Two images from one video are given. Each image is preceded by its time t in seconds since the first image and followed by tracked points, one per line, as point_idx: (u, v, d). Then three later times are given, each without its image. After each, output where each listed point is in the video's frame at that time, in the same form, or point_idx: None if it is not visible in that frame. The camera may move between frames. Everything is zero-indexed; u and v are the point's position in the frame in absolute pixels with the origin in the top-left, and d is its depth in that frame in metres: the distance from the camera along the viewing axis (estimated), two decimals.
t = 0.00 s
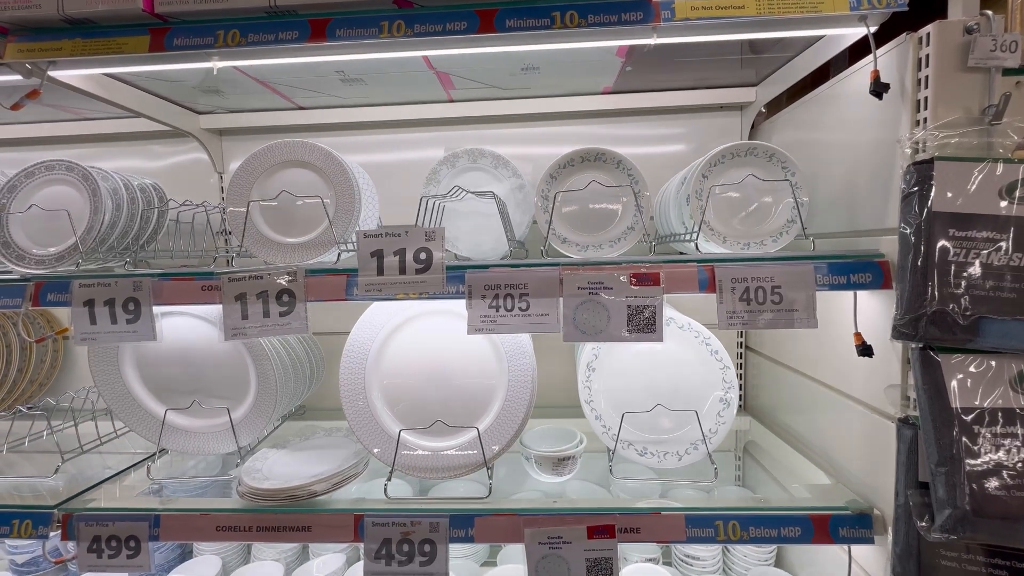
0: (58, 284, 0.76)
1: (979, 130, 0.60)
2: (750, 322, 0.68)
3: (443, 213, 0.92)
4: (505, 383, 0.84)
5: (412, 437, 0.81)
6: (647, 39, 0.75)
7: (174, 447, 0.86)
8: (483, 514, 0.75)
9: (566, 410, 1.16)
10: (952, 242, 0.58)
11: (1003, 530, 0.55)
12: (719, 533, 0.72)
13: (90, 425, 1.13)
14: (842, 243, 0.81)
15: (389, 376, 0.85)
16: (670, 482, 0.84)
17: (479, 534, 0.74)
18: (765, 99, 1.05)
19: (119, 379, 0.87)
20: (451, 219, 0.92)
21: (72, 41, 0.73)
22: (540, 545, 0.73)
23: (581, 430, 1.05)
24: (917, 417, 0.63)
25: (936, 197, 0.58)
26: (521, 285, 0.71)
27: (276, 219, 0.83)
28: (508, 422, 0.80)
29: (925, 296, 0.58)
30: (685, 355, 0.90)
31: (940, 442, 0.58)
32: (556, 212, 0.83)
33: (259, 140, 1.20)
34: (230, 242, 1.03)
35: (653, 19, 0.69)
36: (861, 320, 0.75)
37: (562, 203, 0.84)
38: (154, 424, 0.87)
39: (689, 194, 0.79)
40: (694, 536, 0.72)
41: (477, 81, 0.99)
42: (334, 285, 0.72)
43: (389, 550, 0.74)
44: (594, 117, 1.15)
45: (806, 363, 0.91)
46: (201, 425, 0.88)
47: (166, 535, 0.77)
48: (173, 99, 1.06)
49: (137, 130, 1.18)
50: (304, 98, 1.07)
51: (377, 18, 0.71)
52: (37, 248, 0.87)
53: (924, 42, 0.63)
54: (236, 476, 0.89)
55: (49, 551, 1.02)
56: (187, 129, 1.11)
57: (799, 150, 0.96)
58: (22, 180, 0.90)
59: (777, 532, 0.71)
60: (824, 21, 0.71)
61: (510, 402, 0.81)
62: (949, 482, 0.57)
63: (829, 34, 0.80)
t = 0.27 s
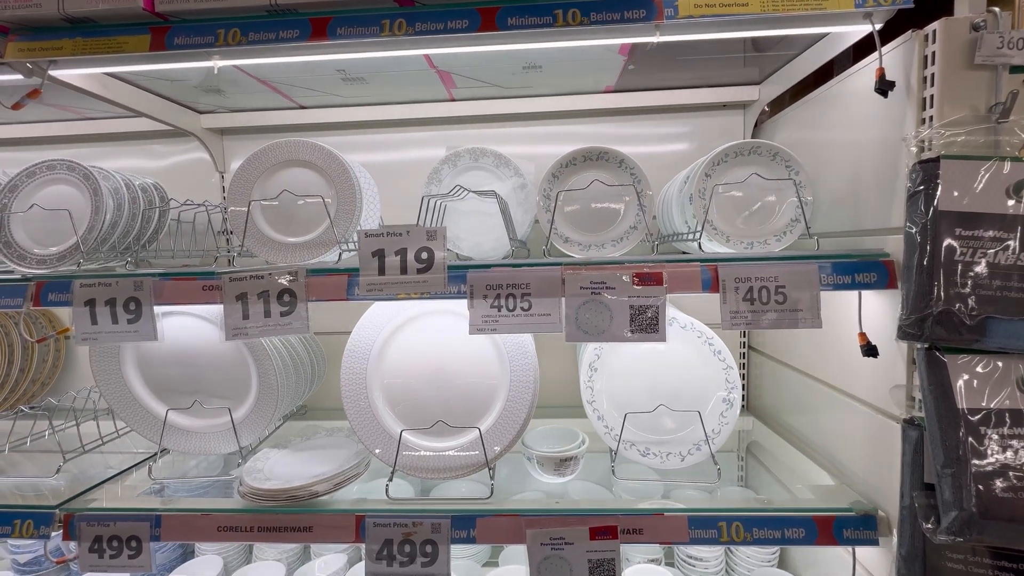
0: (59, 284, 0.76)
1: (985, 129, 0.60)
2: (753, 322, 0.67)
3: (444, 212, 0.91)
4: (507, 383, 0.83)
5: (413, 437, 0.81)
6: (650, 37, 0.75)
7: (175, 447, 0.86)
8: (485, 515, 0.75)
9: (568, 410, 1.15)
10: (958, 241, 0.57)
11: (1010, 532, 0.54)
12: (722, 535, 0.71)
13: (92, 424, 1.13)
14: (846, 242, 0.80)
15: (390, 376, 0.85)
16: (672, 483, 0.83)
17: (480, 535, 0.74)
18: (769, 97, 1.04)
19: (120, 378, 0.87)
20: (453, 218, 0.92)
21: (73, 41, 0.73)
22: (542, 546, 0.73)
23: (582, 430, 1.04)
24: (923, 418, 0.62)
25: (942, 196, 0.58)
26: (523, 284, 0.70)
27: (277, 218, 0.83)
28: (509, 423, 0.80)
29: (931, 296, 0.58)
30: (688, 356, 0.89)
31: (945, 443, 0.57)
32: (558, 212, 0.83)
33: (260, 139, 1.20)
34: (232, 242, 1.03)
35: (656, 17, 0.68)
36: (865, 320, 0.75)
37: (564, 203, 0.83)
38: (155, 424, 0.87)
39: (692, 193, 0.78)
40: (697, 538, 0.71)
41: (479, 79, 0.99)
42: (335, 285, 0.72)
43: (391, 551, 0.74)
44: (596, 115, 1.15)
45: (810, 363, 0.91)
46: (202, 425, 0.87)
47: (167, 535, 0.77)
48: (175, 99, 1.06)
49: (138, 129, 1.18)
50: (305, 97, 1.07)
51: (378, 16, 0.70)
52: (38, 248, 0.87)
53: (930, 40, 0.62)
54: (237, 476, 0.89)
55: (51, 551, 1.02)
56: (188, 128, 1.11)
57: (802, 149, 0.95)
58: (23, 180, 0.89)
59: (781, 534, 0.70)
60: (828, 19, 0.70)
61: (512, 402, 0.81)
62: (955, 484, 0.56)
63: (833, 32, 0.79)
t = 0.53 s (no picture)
0: (60, 284, 0.75)
1: (993, 128, 0.59)
2: (758, 324, 0.67)
3: (446, 212, 0.91)
4: (509, 383, 0.83)
5: (415, 438, 0.81)
6: (654, 36, 0.74)
7: (176, 448, 0.86)
8: (487, 516, 0.74)
9: (570, 410, 1.15)
10: (965, 242, 0.57)
11: (1018, 536, 0.54)
12: (726, 537, 0.71)
13: (93, 424, 1.13)
14: (851, 242, 0.80)
15: (392, 377, 0.84)
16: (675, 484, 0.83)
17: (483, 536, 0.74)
18: (773, 97, 1.04)
19: (121, 379, 0.86)
20: (455, 218, 0.92)
21: (73, 39, 0.72)
22: (544, 547, 0.72)
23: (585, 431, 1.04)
24: (928, 420, 0.62)
25: (949, 197, 0.57)
26: (526, 285, 0.70)
27: (279, 218, 0.82)
28: (512, 424, 0.79)
29: (938, 297, 0.57)
30: (691, 356, 0.89)
31: (952, 446, 0.57)
32: (561, 212, 0.82)
33: (261, 138, 1.19)
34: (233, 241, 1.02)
35: (660, 15, 0.68)
36: (870, 321, 0.74)
37: (567, 203, 0.83)
38: (156, 424, 0.86)
39: (696, 193, 0.78)
40: (700, 539, 0.71)
41: (481, 79, 0.98)
42: (337, 285, 0.72)
43: (393, 552, 0.74)
44: (599, 115, 1.14)
45: (814, 364, 0.90)
46: (203, 425, 0.87)
47: (168, 536, 0.76)
48: (176, 98, 1.06)
49: (138, 128, 1.17)
50: (306, 96, 1.06)
51: (380, 15, 0.70)
52: (39, 248, 0.87)
53: (937, 39, 0.62)
54: (239, 477, 0.88)
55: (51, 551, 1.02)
56: (189, 127, 1.11)
57: (806, 148, 0.95)
58: (24, 179, 0.89)
59: (785, 536, 0.70)
60: (833, 18, 0.70)
61: (514, 403, 0.80)
62: (962, 486, 0.56)
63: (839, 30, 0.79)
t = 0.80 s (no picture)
0: (61, 281, 0.75)
1: (1001, 126, 0.58)
2: (762, 322, 0.67)
3: (448, 210, 0.91)
4: (512, 382, 0.83)
5: (417, 436, 0.81)
6: (658, 33, 0.74)
7: (178, 446, 0.86)
8: (489, 515, 0.74)
9: (572, 409, 1.15)
10: (972, 240, 0.56)
11: None
12: (729, 536, 0.70)
13: (94, 422, 1.12)
14: (856, 241, 0.79)
15: (394, 375, 0.84)
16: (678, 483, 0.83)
17: (485, 535, 0.74)
18: (777, 94, 1.03)
19: (122, 377, 0.86)
20: (457, 216, 0.91)
21: (73, 35, 0.72)
22: (547, 546, 0.72)
23: (587, 429, 1.04)
24: (934, 420, 0.62)
25: (956, 194, 0.57)
26: (529, 283, 0.70)
27: (280, 215, 0.82)
28: (514, 422, 0.79)
29: (944, 296, 0.57)
30: (694, 355, 0.89)
31: (957, 445, 0.57)
32: (563, 210, 0.82)
33: (262, 136, 1.19)
34: (234, 239, 1.02)
35: (665, 12, 0.67)
36: (875, 320, 0.74)
37: (570, 200, 0.82)
38: (158, 422, 0.86)
39: (700, 191, 0.77)
40: (703, 539, 0.71)
41: (483, 76, 0.98)
42: (339, 283, 0.71)
43: (395, 550, 0.74)
44: (602, 112, 1.14)
45: (817, 363, 0.90)
46: (205, 423, 0.87)
47: (170, 534, 0.76)
48: (176, 94, 1.05)
49: (139, 125, 1.17)
50: (307, 93, 1.06)
51: (382, 11, 0.69)
52: (39, 245, 0.86)
53: (945, 35, 0.61)
54: (240, 475, 0.88)
55: (53, 548, 1.02)
56: (190, 124, 1.10)
57: (810, 146, 0.94)
58: (24, 176, 0.89)
59: (788, 535, 0.70)
60: (839, 14, 0.69)
61: (517, 401, 0.80)
62: (967, 486, 0.55)
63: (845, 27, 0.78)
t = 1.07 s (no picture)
0: (60, 276, 0.74)
1: (1011, 119, 0.57)
2: (767, 318, 0.66)
3: (450, 204, 0.90)
4: (514, 378, 0.82)
5: (419, 432, 0.80)
6: (664, 25, 0.73)
7: (178, 442, 0.85)
8: (491, 512, 0.74)
9: (574, 405, 1.14)
10: (981, 235, 0.55)
11: None
12: (732, 533, 0.70)
13: (94, 418, 1.12)
14: (862, 236, 0.79)
15: (396, 371, 0.84)
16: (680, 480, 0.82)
17: (487, 531, 0.73)
18: (781, 89, 1.02)
19: (122, 372, 0.86)
20: (459, 211, 0.91)
21: (71, 27, 0.71)
22: (549, 543, 0.72)
23: (589, 426, 1.03)
24: (941, 416, 0.61)
25: (965, 189, 0.56)
26: (532, 278, 0.69)
27: (280, 209, 0.81)
28: (517, 418, 0.79)
29: (952, 292, 0.56)
30: (697, 351, 0.88)
31: (964, 442, 0.56)
32: (566, 204, 0.81)
33: (263, 130, 1.18)
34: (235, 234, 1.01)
35: (671, 2, 0.67)
36: (881, 316, 0.73)
37: (574, 195, 0.82)
38: (158, 417, 0.86)
39: (704, 185, 0.77)
40: (706, 535, 0.70)
41: (485, 69, 0.97)
42: (340, 278, 0.71)
43: (397, 547, 0.73)
44: (604, 107, 1.13)
45: (822, 359, 0.89)
46: (205, 419, 0.87)
47: (170, 530, 0.76)
48: (176, 88, 1.04)
49: (139, 119, 1.16)
50: (308, 86, 1.05)
51: (384, 2, 0.69)
52: (38, 239, 0.86)
53: (954, 27, 0.60)
54: (241, 470, 0.88)
55: (54, 544, 1.01)
56: (190, 118, 1.10)
57: (815, 141, 0.94)
58: (23, 170, 0.88)
59: (792, 532, 0.69)
60: (846, 6, 0.69)
61: (519, 397, 0.80)
62: (975, 483, 0.55)
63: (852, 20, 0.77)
